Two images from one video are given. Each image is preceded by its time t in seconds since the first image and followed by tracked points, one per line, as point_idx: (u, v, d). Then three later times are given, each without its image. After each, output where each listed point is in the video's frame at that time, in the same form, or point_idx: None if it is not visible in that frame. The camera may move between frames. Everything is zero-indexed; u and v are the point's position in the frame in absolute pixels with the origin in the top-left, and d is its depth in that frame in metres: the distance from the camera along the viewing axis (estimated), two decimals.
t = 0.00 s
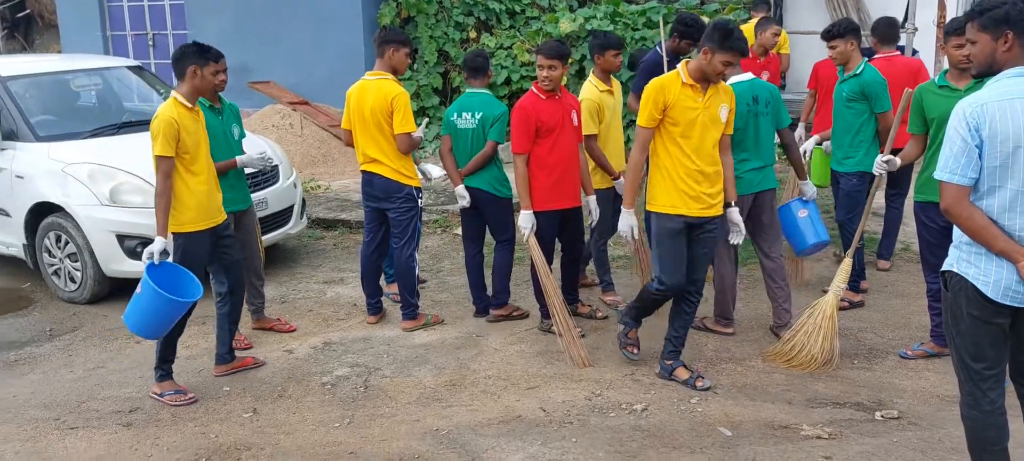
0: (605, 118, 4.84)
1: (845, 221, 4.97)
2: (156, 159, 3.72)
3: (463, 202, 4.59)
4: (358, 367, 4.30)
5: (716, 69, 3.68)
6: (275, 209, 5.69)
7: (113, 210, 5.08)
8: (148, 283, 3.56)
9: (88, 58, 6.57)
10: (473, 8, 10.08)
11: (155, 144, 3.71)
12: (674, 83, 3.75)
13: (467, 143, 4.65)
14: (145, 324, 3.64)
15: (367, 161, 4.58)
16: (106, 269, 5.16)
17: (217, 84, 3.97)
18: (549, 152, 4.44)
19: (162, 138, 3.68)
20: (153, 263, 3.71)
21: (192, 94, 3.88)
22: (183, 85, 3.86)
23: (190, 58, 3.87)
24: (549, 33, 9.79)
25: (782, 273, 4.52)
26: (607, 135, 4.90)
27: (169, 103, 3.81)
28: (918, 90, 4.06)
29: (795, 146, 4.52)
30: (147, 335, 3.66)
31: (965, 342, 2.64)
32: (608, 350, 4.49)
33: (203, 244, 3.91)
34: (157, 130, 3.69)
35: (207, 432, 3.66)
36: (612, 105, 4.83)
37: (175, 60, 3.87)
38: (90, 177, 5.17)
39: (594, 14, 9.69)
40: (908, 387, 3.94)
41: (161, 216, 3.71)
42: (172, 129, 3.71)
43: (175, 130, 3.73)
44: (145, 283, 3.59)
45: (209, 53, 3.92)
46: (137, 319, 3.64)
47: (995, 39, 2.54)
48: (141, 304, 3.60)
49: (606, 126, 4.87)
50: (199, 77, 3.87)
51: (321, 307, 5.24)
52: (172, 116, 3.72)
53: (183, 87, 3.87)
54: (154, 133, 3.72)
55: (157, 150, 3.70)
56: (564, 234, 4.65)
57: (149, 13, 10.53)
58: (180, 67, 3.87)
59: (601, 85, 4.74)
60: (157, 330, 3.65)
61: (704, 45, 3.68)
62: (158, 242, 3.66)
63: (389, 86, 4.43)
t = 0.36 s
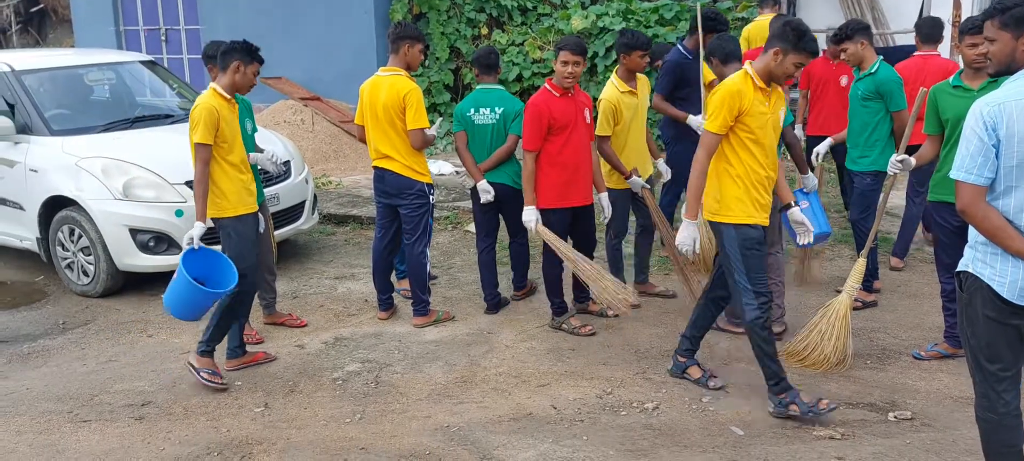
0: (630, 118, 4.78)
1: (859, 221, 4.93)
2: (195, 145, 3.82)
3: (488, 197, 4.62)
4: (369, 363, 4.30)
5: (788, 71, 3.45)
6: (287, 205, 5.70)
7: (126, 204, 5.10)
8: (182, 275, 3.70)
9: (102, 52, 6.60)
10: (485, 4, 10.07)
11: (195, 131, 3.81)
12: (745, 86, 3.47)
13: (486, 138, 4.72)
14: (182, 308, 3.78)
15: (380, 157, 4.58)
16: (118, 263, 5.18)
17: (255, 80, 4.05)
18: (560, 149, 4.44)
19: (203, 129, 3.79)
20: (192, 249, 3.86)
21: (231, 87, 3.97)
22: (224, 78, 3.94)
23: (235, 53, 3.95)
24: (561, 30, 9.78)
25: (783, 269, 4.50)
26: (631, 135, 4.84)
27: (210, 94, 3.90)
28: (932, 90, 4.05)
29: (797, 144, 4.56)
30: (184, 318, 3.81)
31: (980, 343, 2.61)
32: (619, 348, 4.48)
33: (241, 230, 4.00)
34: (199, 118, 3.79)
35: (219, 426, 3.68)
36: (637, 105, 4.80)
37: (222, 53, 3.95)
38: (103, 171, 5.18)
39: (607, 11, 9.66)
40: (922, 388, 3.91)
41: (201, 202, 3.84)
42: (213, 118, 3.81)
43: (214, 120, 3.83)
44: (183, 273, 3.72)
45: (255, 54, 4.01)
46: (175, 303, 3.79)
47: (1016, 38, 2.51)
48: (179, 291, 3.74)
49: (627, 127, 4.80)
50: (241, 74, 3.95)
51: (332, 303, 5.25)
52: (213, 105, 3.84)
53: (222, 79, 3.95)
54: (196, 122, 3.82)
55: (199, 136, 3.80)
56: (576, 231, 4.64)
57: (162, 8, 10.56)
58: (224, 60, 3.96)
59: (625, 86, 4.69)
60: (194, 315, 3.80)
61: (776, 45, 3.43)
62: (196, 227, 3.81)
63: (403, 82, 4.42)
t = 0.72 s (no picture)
0: (642, 119, 4.71)
1: (859, 222, 4.92)
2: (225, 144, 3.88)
3: (508, 193, 4.65)
4: (367, 365, 4.29)
5: (870, 68, 3.37)
6: (286, 205, 5.69)
7: (124, 205, 5.09)
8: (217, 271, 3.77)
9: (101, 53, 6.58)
10: (484, 5, 10.07)
11: (226, 130, 3.86)
12: (840, 92, 3.31)
13: (501, 135, 4.77)
14: (208, 304, 3.86)
15: (379, 157, 4.56)
16: (116, 264, 5.17)
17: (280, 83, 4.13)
18: (561, 152, 4.42)
19: (237, 127, 3.86)
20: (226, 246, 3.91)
21: (254, 88, 4.05)
22: (249, 80, 4.04)
23: (263, 56, 4.03)
24: (560, 30, 9.78)
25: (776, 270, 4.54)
26: (644, 135, 4.75)
27: (235, 94, 3.97)
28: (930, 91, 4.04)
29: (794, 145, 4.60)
30: (208, 313, 3.89)
31: (980, 346, 2.60)
32: (618, 349, 4.47)
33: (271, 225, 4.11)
34: (230, 117, 3.85)
35: (216, 428, 3.66)
36: (654, 109, 4.74)
37: (250, 54, 4.02)
38: (102, 172, 5.17)
39: (606, 11, 9.67)
40: (922, 390, 3.90)
41: (230, 200, 3.88)
42: (243, 117, 3.89)
43: (244, 120, 3.90)
44: (213, 269, 3.79)
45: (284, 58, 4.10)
46: (201, 299, 3.86)
47: (1017, 40, 2.50)
48: (209, 287, 3.81)
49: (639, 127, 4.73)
50: (267, 75, 4.05)
51: (330, 304, 5.24)
52: (245, 106, 3.90)
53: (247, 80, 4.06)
54: (226, 120, 3.86)
55: (228, 136, 3.86)
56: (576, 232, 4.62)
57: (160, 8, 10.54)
58: (251, 61, 4.03)
59: (638, 89, 4.65)
60: (218, 311, 3.89)
61: (860, 44, 3.31)
62: (228, 226, 3.88)
63: (403, 83, 4.41)
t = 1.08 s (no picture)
0: (626, 119, 4.68)
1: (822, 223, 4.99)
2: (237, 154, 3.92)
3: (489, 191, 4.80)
4: (334, 371, 4.25)
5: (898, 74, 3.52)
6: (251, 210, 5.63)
7: (84, 211, 5.00)
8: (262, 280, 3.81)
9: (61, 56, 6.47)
10: (453, 7, 10.07)
11: (240, 140, 3.91)
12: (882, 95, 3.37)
13: (475, 135, 4.92)
14: (247, 312, 3.89)
15: (344, 162, 4.53)
16: (77, 271, 5.08)
17: (279, 88, 4.17)
18: (533, 157, 4.42)
19: (250, 133, 3.92)
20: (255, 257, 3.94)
21: (257, 94, 4.09)
22: (251, 84, 4.06)
23: (263, 60, 4.05)
24: (529, 33, 9.79)
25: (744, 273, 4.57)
26: (628, 136, 4.71)
27: (240, 98, 4.00)
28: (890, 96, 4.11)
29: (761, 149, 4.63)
30: (247, 321, 3.92)
31: (938, 347, 2.64)
32: (587, 352, 4.48)
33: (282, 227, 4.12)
34: (243, 125, 3.91)
35: (179, 438, 3.61)
36: (641, 112, 4.69)
37: (250, 59, 4.05)
38: (61, 178, 5.07)
39: (574, 15, 9.70)
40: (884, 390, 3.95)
41: (248, 207, 3.92)
42: (255, 125, 3.96)
43: (254, 128, 3.95)
44: (251, 275, 3.82)
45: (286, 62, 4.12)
46: (239, 309, 3.88)
47: (970, 46, 2.53)
48: (248, 294, 3.85)
49: (623, 127, 4.70)
50: (268, 80, 4.07)
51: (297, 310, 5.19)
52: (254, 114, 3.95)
53: (248, 85, 4.08)
54: (240, 128, 3.91)
55: (241, 144, 3.91)
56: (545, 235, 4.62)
57: (123, 10, 10.38)
58: (251, 67, 4.05)
59: (624, 89, 4.66)
60: (257, 317, 3.92)
61: (895, 49, 3.45)
62: (252, 234, 3.91)
63: (368, 87, 4.38)
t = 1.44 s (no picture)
0: (584, 126, 4.69)
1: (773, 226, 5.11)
2: (228, 159, 3.98)
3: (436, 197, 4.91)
4: (284, 382, 4.20)
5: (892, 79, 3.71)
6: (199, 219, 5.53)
7: (23, 222, 4.86)
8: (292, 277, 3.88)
9: None
10: (404, 12, 10.06)
11: (229, 144, 3.98)
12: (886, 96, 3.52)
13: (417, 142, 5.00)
14: (284, 313, 3.93)
15: (292, 169, 4.47)
16: (17, 284, 4.94)
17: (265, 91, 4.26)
18: (488, 162, 4.41)
19: (240, 138, 3.99)
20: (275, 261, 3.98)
21: (244, 98, 4.17)
22: (238, 88, 4.14)
23: (251, 65, 4.15)
24: (481, 38, 9.80)
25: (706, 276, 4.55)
26: (587, 142, 4.72)
27: (227, 102, 4.07)
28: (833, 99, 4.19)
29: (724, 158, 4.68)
30: (287, 321, 3.96)
31: (879, 345, 2.70)
32: (540, 356, 4.49)
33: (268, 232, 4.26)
34: (233, 130, 3.98)
35: (125, 454, 3.53)
36: (598, 118, 4.68)
37: (238, 63, 4.15)
38: None
39: (526, 20, 9.74)
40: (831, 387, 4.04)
41: (247, 211, 3.98)
42: (243, 130, 4.03)
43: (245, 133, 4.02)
44: (279, 274, 3.88)
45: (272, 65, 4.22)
46: (277, 311, 3.91)
47: (904, 51, 2.60)
48: (282, 294, 3.90)
49: (582, 133, 4.71)
50: (254, 84, 4.16)
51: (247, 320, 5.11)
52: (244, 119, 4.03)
53: (235, 89, 4.15)
54: (230, 132, 3.98)
55: (231, 149, 3.97)
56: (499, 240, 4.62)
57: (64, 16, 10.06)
58: (239, 70, 4.15)
59: (583, 94, 4.68)
60: (295, 314, 3.97)
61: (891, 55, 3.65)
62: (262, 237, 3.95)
63: (315, 93, 4.33)
